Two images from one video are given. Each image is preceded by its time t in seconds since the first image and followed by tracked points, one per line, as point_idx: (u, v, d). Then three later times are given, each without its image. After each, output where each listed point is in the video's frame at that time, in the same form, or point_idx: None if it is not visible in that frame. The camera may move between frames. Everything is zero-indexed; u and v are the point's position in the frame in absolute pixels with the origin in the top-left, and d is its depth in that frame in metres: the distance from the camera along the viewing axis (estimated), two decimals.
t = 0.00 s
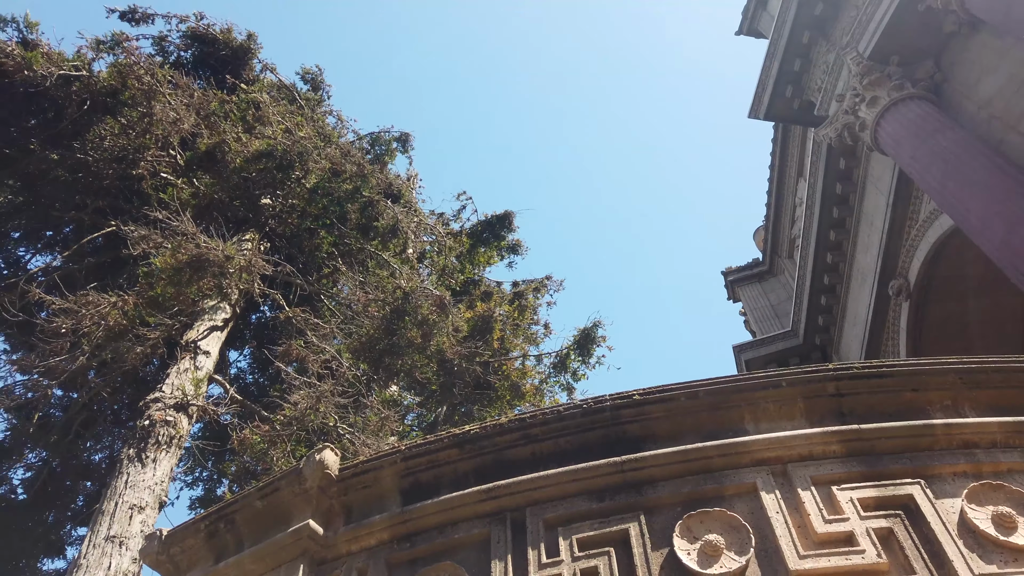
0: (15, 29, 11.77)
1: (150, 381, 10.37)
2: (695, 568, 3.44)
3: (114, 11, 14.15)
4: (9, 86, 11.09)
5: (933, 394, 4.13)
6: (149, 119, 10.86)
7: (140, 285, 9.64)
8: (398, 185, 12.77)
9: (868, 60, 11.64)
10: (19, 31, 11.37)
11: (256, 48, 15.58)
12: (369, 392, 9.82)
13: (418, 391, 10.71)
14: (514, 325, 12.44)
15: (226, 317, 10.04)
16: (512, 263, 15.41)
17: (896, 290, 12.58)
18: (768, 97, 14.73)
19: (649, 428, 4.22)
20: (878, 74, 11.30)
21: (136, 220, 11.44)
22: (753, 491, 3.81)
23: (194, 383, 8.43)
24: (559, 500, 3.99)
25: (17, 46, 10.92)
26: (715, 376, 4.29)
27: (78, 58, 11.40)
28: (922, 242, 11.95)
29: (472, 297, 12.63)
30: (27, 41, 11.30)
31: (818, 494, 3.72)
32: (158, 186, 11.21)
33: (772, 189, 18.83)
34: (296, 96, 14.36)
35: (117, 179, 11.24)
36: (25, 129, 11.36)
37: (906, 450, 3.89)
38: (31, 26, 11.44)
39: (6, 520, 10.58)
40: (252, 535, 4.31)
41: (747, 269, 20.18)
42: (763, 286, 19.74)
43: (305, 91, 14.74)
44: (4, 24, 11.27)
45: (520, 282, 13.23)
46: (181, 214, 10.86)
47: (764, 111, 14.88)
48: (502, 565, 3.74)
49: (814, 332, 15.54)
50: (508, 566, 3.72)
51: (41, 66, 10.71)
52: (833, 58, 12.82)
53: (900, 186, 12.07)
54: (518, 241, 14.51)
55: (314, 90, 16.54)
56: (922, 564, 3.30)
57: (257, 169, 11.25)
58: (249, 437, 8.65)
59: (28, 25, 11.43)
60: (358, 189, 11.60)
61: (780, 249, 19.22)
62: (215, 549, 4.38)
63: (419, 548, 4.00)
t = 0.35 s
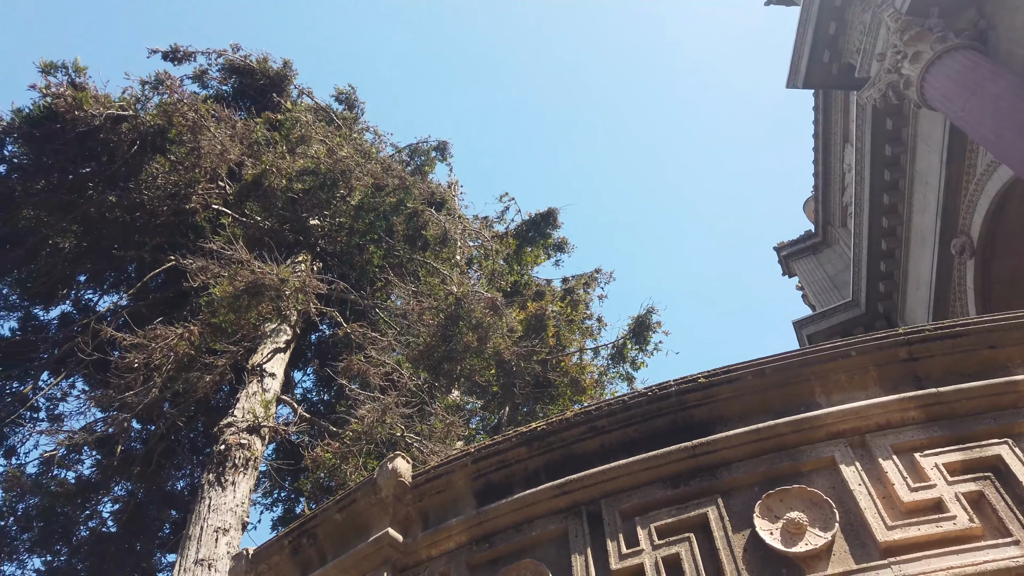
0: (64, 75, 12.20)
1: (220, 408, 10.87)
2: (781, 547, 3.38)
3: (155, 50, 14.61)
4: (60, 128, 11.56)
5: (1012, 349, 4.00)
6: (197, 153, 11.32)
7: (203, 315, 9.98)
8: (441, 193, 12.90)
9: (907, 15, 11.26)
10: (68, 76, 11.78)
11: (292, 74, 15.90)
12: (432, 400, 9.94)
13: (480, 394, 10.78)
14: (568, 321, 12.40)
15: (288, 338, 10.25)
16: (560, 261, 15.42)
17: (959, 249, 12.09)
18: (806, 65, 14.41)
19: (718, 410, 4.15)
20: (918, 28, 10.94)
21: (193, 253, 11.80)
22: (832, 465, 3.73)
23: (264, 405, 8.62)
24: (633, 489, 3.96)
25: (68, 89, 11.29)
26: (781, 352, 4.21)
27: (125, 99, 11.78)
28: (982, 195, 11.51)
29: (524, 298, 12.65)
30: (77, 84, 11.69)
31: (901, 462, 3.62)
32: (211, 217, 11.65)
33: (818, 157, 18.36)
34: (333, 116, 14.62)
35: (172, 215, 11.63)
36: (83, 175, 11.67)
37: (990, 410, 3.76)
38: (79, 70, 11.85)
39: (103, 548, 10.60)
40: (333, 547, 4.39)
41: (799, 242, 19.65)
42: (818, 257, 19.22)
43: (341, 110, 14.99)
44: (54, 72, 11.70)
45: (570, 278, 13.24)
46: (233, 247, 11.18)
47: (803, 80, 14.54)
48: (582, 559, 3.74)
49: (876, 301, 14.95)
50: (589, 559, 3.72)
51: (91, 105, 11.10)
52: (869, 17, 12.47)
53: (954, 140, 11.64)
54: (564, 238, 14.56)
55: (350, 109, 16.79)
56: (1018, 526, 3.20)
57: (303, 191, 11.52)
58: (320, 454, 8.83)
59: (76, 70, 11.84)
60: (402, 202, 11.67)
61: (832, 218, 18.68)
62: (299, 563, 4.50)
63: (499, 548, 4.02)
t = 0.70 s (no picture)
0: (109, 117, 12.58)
1: (286, 425, 11.04)
2: (859, 523, 3.32)
3: (191, 83, 14.92)
4: (111, 166, 11.60)
5: None
6: (241, 179, 11.54)
7: (260, 337, 10.23)
8: (479, 196, 12.95)
9: None
10: (114, 118, 12.14)
11: (324, 93, 16.13)
12: (489, 401, 10.01)
13: (536, 393, 10.79)
14: (618, 312, 12.27)
15: (343, 352, 10.40)
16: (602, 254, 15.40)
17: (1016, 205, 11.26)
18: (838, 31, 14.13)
19: (781, 387, 4.08)
20: None
21: (245, 277, 12.12)
22: (906, 434, 3.64)
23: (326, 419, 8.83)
24: (701, 474, 3.91)
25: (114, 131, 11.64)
26: (841, 323, 4.11)
27: (169, 134, 12.10)
28: None
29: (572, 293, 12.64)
30: (123, 125, 12.04)
31: (978, 427, 3.52)
32: (259, 241, 11.96)
33: (860, 124, 17.85)
34: (368, 131, 14.80)
35: (222, 242, 11.93)
36: (134, 212, 11.88)
37: None
38: (123, 111, 12.20)
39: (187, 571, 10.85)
40: (408, 552, 4.49)
41: (846, 213, 18.96)
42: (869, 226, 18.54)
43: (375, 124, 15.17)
44: (99, 115, 12.06)
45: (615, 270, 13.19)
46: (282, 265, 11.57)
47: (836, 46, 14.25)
48: (656, 547, 3.72)
49: (933, 266, 13.91)
50: (663, 547, 3.69)
51: (138, 144, 11.40)
52: None
53: (1001, 93, 11.12)
54: (605, 231, 14.57)
55: (383, 122, 16.98)
56: None
57: (345, 206, 11.69)
58: (385, 463, 8.93)
59: (120, 111, 12.19)
60: (443, 208, 11.78)
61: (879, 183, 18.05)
62: (376, 571, 4.61)
63: (571, 542, 4.02)
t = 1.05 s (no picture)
0: (159, 156, 12.95)
1: (348, 438, 11.25)
2: (939, 493, 3.24)
3: (229, 115, 15.23)
4: (165, 207, 12.23)
5: None
6: (285, 204, 11.72)
7: (316, 354, 10.41)
8: (518, 197, 12.97)
9: None
10: (162, 157, 12.49)
11: (357, 111, 16.35)
12: (546, 400, 10.03)
13: (592, 388, 10.77)
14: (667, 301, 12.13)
15: (398, 363, 10.53)
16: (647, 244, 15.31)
17: None
18: None
19: (844, 361, 3.99)
20: None
21: (298, 296, 12.31)
22: (980, 399, 3.53)
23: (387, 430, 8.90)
24: (769, 455, 3.85)
25: (166, 169, 12.03)
26: (901, 291, 4.00)
27: (215, 165, 12.40)
28: None
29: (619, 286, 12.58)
30: (173, 163, 12.38)
31: None
32: (308, 260, 12.17)
33: (901, 86, 17.33)
34: (403, 143, 14.95)
35: (273, 265, 12.18)
36: (188, 245, 12.21)
37: None
38: (171, 149, 12.55)
39: None
40: (480, 555, 4.53)
41: (894, 178, 18.40)
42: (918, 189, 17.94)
43: (410, 136, 15.32)
44: (149, 155, 12.43)
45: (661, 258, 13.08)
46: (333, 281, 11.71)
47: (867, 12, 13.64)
48: (730, 532, 3.68)
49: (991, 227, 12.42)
50: (737, 532, 3.64)
51: (191, 181, 11.75)
52: None
53: None
54: (647, 221, 14.48)
55: (417, 133, 17.13)
56: None
57: (387, 218, 11.83)
58: (448, 468, 9.00)
59: (168, 149, 12.54)
60: (483, 212, 11.80)
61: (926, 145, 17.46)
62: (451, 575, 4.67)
63: (642, 534, 3.99)
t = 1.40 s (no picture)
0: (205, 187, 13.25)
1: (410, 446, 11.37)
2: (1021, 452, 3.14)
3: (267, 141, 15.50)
4: (216, 235, 12.26)
5: None
6: (329, 221, 11.87)
7: (372, 366, 10.53)
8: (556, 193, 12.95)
9: None
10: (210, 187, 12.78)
11: (390, 123, 16.50)
12: (602, 393, 9.99)
13: (647, 376, 10.69)
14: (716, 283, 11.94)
15: (452, 367, 10.60)
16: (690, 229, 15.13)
17: None
18: None
19: (907, 326, 3.88)
20: None
21: (349, 310, 12.59)
22: None
23: (448, 434, 8.93)
24: (837, 428, 3.76)
25: (215, 199, 12.31)
26: (961, 249, 3.87)
27: (260, 190, 12.63)
28: None
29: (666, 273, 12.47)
30: (220, 192, 12.66)
31: None
32: (356, 275, 12.33)
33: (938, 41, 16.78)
34: (437, 150, 15.05)
35: (322, 282, 12.38)
36: (241, 271, 12.45)
37: None
38: (217, 178, 12.83)
39: None
40: (550, 550, 4.54)
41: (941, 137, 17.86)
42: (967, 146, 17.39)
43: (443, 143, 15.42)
44: (197, 187, 12.73)
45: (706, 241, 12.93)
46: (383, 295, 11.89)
47: None
48: (803, 509, 3.60)
49: None
50: (811, 508, 3.57)
51: (240, 208, 12.06)
52: None
53: None
54: (688, 206, 14.32)
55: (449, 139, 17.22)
56: None
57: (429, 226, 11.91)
58: (510, 468, 9.02)
59: (214, 179, 12.82)
60: (522, 211, 11.79)
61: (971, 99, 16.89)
62: (523, 572, 4.67)
63: (712, 517, 3.94)
